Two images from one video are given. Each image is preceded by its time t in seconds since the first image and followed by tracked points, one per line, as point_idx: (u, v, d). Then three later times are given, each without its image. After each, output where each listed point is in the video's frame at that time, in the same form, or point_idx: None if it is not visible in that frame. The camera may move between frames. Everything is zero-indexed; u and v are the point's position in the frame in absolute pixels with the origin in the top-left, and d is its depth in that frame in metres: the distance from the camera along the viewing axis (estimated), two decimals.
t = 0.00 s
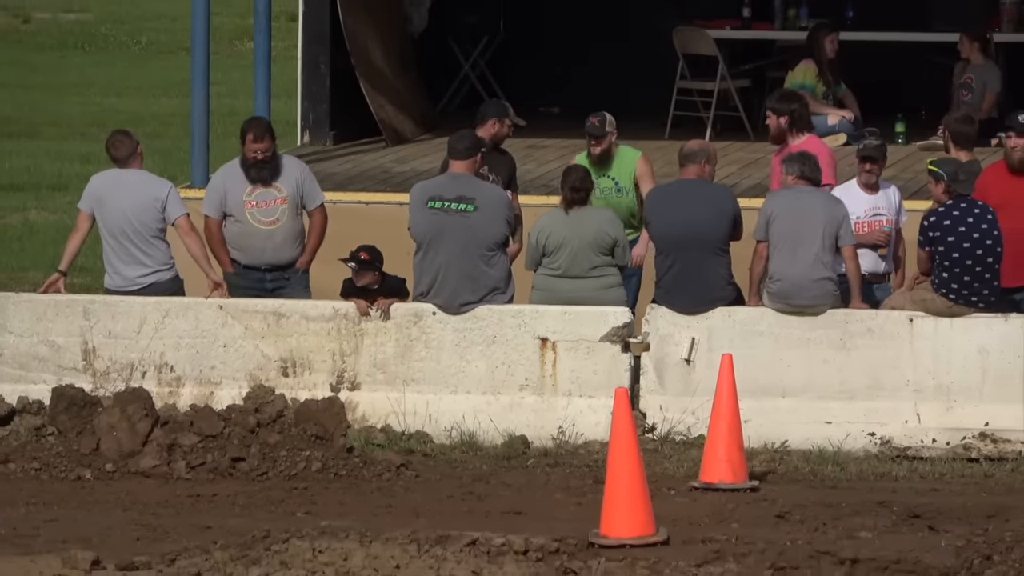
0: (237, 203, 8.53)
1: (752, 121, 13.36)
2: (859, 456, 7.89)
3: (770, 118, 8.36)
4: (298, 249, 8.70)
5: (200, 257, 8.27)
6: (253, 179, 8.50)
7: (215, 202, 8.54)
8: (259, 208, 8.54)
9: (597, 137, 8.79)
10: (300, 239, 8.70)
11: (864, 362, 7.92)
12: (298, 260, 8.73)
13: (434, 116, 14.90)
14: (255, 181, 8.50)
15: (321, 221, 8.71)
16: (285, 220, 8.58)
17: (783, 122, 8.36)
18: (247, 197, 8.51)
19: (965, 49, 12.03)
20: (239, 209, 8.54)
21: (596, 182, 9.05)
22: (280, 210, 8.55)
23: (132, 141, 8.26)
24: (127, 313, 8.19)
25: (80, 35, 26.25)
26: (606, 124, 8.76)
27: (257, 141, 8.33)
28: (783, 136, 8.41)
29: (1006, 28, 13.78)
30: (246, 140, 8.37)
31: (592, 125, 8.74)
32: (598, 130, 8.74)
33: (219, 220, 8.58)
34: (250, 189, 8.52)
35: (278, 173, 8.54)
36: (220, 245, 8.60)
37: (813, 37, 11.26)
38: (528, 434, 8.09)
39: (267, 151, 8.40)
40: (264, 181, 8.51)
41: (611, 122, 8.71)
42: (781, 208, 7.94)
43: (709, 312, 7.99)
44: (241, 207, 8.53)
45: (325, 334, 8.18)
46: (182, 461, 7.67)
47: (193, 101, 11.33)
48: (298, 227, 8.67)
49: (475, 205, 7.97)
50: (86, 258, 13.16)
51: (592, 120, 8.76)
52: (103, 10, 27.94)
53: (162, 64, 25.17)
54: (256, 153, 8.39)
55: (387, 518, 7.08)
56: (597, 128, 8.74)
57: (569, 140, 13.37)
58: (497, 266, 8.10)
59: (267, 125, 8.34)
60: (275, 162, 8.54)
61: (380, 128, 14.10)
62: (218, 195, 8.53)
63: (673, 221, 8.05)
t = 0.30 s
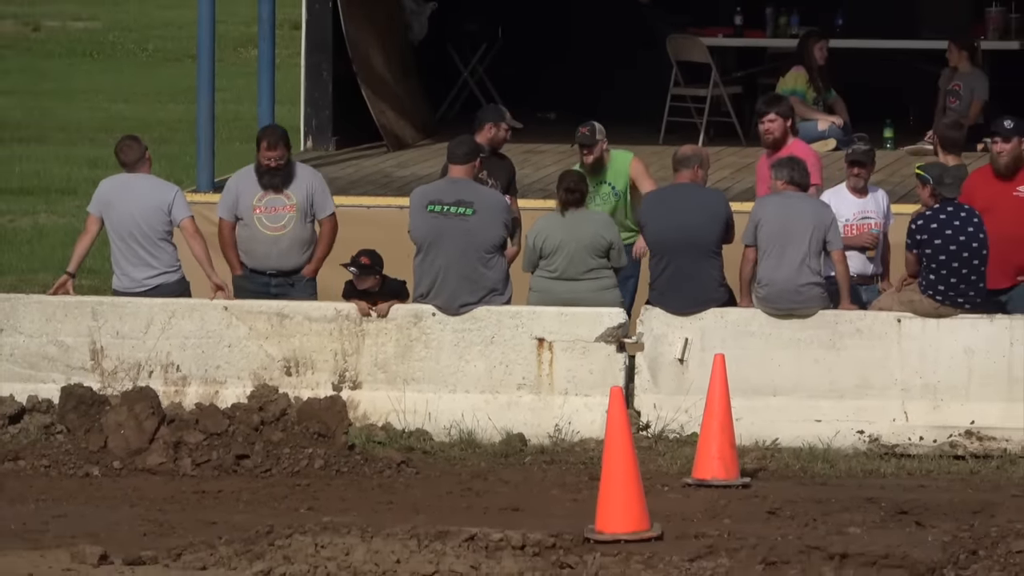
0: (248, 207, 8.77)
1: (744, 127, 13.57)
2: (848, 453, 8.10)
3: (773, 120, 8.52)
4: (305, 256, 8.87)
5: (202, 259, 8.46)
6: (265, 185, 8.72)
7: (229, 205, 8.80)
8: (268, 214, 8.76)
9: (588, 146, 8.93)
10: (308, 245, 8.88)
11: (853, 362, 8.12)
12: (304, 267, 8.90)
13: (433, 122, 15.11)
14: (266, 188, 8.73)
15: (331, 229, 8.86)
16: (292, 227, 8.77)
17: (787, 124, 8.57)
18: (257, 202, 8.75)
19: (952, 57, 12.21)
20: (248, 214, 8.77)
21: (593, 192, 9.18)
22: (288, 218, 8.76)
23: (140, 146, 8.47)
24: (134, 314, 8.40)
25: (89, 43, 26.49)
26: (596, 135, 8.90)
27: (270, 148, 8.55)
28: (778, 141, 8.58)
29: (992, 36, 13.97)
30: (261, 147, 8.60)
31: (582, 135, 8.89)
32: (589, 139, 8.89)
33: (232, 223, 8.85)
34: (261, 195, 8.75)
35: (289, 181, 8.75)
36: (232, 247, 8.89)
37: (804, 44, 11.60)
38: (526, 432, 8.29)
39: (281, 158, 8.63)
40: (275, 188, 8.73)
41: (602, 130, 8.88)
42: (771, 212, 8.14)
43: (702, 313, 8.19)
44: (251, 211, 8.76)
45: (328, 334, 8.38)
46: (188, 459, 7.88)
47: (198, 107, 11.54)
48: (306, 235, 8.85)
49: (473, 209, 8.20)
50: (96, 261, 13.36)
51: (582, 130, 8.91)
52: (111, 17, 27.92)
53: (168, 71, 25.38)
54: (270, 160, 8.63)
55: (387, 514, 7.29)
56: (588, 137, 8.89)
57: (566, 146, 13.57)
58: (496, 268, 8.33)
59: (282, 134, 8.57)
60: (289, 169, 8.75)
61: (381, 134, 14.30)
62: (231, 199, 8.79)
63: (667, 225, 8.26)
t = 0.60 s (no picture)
0: (267, 209, 9.00)
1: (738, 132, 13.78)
2: (839, 450, 8.30)
3: (762, 127, 8.71)
4: (323, 257, 9.09)
5: (210, 261, 8.68)
6: (286, 189, 8.96)
7: (250, 206, 9.04)
8: (286, 216, 8.98)
9: (602, 139, 9.24)
10: (326, 248, 9.09)
11: (843, 361, 8.33)
12: (321, 268, 9.10)
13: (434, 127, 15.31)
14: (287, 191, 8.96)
15: (349, 233, 9.04)
16: (308, 230, 8.99)
17: (774, 130, 8.75)
18: (277, 204, 8.98)
19: (939, 63, 12.40)
20: (268, 215, 9.00)
21: (597, 181, 9.48)
22: (306, 221, 8.98)
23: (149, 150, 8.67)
24: (142, 314, 8.61)
25: (96, 49, 26.70)
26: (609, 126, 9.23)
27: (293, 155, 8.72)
28: (769, 146, 8.79)
29: (978, 44, 14.16)
30: (284, 152, 8.77)
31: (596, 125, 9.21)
32: (603, 131, 9.20)
33: (253, 225, 9.09)
34: (282, 198, 8.99)
35: (309, 186, 8.98)
36: (251, 249, 9.15)
37: (794, 51, 11.62)
38: (524, 429, 8.50)
39: (302, 164, 8.79)
40: (295, 191, 8.96)
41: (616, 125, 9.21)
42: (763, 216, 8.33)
43: (695, 314, 8.39)
44: (270, 213, 8.99)
45: (331, 334, 8.58)
46: (194, 455, 8.08)
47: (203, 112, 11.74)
48: (324, 239, 9.06)
49: (473, 212, 8.42)
50: (105, 263, 13.58)
51: (597, 122, 9.23)
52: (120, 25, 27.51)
53: (174, 78, 25.62)
54: (292, 165, 8.79)
55: (389, 509, 7.48)
56: (601, 127, 9.20)
57: (564, 150, 13.78)
58: (495, 270, 8.55)
59: (304, 140, 8.72)
60: (308, 174, 8.97)
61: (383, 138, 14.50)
62: (252, 200, 9.03)
63: (662, 228, 8.46)
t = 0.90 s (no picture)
0: (285, 210, 9.22)
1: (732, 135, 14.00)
2: (830, 445, 8.51)
3: (756, 130, 8.92)
4: (338, 259, 9.31)
5: (218, 261, 8.91)
6: (303, 192, 9.18)
7: (269, 206, 9.28)
8: (303, 218, 9.21)
9: (614, 139, 9.43)
10: (341, 250, 9.31)
11: (835, 358, 8.53)
12: (338, 269, 9.32)
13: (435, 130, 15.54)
14: (304, 193, 9.18)
15: (364, 236, 9.25)
16: (324, 232, 9.22)
17: (766, 133, 8.96)
18: (294, 206, 9.20)
19: (925, 68, 12.61)
20: (285, 216, 9.23)
21: (599, 179, 9.70)
22: (322, 222, 9.20)
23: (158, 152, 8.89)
24: (150, 312, 8.83)
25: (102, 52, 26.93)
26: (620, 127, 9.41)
27: (311, 157, 9.00)
28: (762, 149, 8.99)
29: (966, 50, 14.37)
30: (300, 155, 9.03)
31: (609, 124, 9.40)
32: (615, 131, 9.39)
33: (271, 225, 9.35)
34: (299, 200, 9.21)
35: (326, 189, 9.18)
36: (270, 250, 9.41)
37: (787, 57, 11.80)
38: (522, 424, 8.71)
39: (319, 167, 9.06)
40: (312, 193, 9.18)
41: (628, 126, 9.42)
42: (756, 217, 8.54)
43: (689, 312, 8.60)
44: (287, 214, 9.22)
45: (334, 331, 8.79)
46: (201, 450, 8.29)
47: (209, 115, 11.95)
48: (340, 241, 9.28)
49: (473, 213, 8.65)
50: (115, 262, 13.81)
51: (610, 122, 9.41)
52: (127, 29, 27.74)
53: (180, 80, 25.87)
54: (310, 168, 9.06)
55: (391, 503, 7.69)
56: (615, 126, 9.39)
57: (563, 153, 13.99)
58: (494, 268, 8.79)
59: (322, 143, 8.99)
60: (325, 178, 9.18)
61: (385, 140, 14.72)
62: (271, 201, 9.26)
63: (657, 228, 8.68)
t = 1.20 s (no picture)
0: (295, 210, 9.49)
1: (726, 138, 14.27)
2: (820, 439, 8.77)
3: (749, 134, 9.18)
4: (345, 260, 9.57)
5: (227, 260, 9.16)
6: (314, 193, 9.44)
7: (280, 206, 9.54)
8: (311, 219, 9.48)
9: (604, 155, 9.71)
10: (347, 252, 9.57)
11: (825, 354, 8.79)
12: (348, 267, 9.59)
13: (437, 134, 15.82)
14: (314, 195, 9.44)
15: (371, 238, 9.50)
16: (331, 233, 9.48)
17: (758, 136, 9.22)
18: (303, 207, 9.47)
19: (913, 73, 12.88)
20: (295, 216, 9.50)
21: (592, 184, 9.95)
22: (329, 224, 9.47)
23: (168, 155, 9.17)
24: (161, 310, 9.10)
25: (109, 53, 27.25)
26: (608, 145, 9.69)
27: (322, 163, 9.25)
28: (755, 152, 9.24)
29: (953, 56, 14.61)
30: (312, 159, 9.27)
31: (600, 143, 9.69)
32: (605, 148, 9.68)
33: (282, 223, 9.59)
34: (309, 201, 9.48)
35: (335, 192, 9.45)
36: (279, 246, 9.64)
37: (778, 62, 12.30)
38: (522, 419, 8.98)
39: (329, 171, 9.32)
40: (321, 196, 9.44)
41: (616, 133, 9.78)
42: (750, 217, 8.81)
43: (683, 311, 8.87)
44: (297, 215, 9.49)
45: (340, 328, 9.05)
46: (210, 443, 8.56)
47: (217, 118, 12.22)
48: (346, 242, 9.55)
49: (474, 213, 8.91)
50: (125, 261, 14.09)
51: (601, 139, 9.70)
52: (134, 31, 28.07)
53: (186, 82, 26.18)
54: (320, 172, 9.31)
55: (395, 494, 7.96)
56: (604, 144, 9.69)
57: (562, 155, 14.26)
58: (495, 267, 9.05)
59: (332, 148, 9.25)
60: (335, 182, 9.45)
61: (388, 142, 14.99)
62: (281, 201, 9.52)
63: (653, 228, 8.97)
